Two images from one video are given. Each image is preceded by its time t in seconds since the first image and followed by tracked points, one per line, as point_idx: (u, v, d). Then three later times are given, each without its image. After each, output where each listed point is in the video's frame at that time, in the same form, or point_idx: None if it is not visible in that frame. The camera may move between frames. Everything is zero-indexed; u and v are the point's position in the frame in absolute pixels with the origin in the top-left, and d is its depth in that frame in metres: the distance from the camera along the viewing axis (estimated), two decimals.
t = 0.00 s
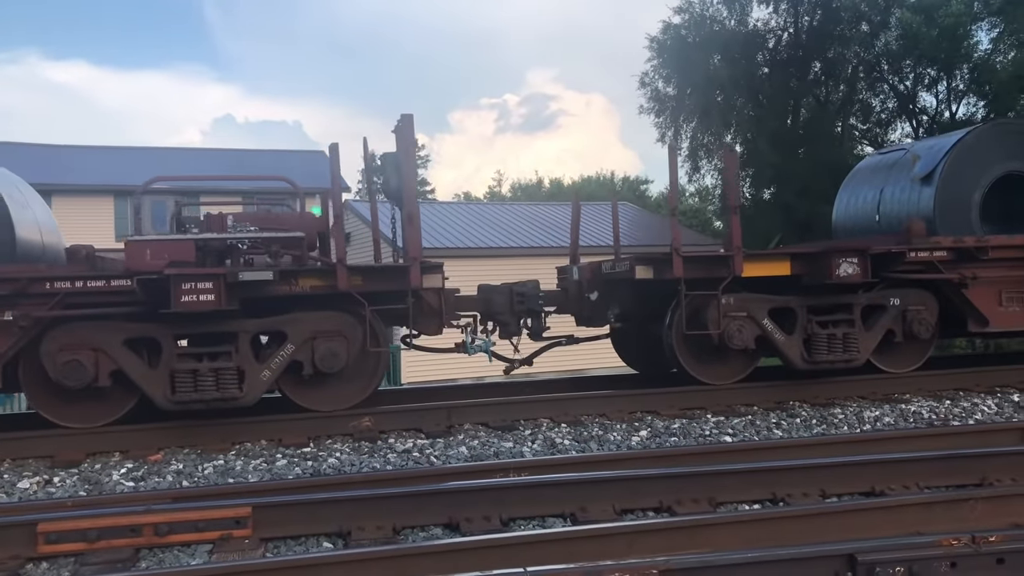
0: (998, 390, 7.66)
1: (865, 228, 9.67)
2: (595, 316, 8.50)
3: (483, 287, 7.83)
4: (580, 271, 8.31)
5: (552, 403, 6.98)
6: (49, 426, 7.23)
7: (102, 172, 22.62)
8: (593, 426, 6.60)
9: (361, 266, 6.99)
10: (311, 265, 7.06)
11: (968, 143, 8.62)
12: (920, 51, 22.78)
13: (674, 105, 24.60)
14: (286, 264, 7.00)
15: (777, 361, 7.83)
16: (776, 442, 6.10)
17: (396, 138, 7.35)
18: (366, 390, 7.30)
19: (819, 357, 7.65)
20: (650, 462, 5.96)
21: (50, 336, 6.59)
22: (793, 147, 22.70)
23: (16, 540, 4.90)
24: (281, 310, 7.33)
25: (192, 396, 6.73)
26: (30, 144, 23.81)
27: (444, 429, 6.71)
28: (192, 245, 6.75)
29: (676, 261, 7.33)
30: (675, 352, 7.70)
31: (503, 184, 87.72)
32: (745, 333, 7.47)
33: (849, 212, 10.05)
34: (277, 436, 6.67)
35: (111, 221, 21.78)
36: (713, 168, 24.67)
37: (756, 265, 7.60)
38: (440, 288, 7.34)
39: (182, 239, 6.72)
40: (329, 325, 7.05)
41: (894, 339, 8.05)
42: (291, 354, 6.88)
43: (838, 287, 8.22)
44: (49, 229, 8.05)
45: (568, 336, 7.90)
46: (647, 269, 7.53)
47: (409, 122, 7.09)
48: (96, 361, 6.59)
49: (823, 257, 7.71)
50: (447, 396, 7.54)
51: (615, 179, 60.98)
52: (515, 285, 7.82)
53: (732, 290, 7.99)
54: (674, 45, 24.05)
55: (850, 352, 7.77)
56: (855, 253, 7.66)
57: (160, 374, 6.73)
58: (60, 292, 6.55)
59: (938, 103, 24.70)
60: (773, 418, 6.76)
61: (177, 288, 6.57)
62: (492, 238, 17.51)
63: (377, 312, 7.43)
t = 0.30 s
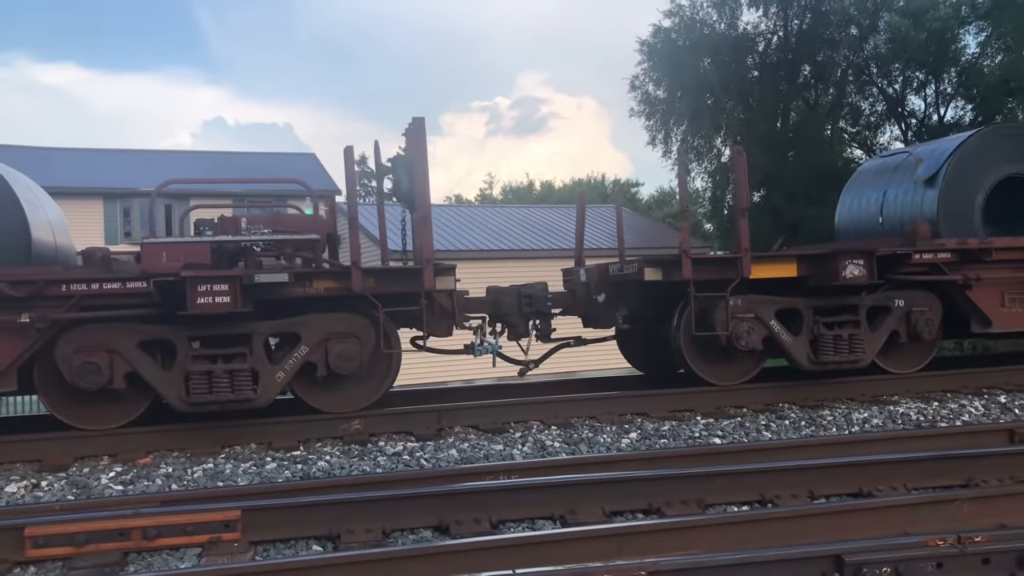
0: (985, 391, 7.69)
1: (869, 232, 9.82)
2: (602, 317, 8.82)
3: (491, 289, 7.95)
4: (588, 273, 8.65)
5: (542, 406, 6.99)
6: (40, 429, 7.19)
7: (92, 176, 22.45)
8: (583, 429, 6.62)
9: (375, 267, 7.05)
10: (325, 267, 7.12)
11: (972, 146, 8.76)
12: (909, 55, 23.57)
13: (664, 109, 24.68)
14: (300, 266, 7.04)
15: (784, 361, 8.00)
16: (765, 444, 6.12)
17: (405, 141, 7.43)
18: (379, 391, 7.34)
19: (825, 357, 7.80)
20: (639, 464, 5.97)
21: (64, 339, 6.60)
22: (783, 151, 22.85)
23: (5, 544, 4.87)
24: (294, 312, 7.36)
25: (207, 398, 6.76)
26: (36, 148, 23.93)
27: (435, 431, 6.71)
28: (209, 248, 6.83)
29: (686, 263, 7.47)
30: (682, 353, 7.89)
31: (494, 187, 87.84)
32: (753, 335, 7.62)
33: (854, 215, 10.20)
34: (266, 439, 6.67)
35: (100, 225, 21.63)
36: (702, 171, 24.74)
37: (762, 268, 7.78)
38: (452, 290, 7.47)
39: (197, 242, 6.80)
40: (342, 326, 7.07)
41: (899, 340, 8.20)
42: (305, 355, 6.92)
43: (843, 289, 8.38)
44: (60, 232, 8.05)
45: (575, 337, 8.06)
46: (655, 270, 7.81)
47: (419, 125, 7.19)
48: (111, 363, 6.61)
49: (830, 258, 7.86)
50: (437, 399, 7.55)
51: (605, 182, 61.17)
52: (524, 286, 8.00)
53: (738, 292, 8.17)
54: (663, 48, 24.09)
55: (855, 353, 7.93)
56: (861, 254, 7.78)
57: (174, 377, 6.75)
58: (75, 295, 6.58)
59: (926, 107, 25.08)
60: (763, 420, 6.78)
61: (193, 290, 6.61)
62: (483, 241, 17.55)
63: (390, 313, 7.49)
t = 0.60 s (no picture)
0: (965, 390, 7.76)
1: (864, 231, 10.02)
2: (603, 316, 8.86)
3: (491, 289, 8.00)
4: (590, 273, 8.69)
5: (527, 405, 7.00)
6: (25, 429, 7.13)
7: (74, 175, 22.21)
8: (568, 428, 6.63)
9: (380, 266, 7.10)
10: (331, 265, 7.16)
11: (967, 146, 8.91)
12: (893, 57, 23.90)
13: (651, 109, 24.73)
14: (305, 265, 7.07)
15: (783, 360, 8.13)
16: (749, 443, 6.15)
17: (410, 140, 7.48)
18: (381, 390, 7.37)
19: (824, 356, 7.92)
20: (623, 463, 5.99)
21: (69, 336, 6.59)
22: (768, 151, 22.94)
23: None
24: (299, 310, 7.39)
25: (212, 396, 6.76)
26: (32, 147, 23.92)
27: (420, 431, 6.71)
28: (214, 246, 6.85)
29: (687, 262, 7.59)
30: (682, 351, 7.99)
31: (480, 187, 87.97)
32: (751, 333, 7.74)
33: (849, 215, 10.39)
34: (250, 438, 6.66)
35: (83, 223, 21.41)
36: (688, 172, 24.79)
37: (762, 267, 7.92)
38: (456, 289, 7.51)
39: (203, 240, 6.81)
40: (346, 325, 7.10)
41: (896, 339, 8.36)
42: (309, 354, 6.94)
43: (842, 289, 8.51)
44: (62, 231, 8.01)
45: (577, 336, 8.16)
46: (657, 269, 7.85)
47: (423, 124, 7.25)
48: (116, 361, 6.61)
49: (829, 257, 8.02)
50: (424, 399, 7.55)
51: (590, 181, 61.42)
52: (525, 286, 8.04)
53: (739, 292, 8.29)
54: (650, 49, 24.21)
55: (853, 352, 8.07)
56: (860, 254, 7.93)
57: (179, 374, 6.75)
58: (81, 292, 6.55)
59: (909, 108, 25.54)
60: (746, 419, 6.81)
61: (198, 288, 6.63)
62: (469, 240, 17.56)
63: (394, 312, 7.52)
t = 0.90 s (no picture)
0: (946, 386, 7.83)
1: (859, 228, 10.18)
2: (603, 312, 8.94)
3: (492, 285, 8.04)
4: (589, 268, 8.83)
5: (512, 401, 7.01)
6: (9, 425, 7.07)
7: (55, 171, 21.93)
8: (553, 424, 6.64)
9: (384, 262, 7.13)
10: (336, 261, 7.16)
11: (961, 146, 9.09)
12: (877, 55, 24.24)
13: (637, 106, 24.69)
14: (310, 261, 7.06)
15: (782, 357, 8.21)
16: (733, 439, 6.18)
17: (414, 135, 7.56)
18: (383, 386, 7.42)
19: (822, 352, 8.00)
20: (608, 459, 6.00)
21: (73, 331, 6.55)
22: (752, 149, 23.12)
23: None
24: (303, 306, 7.41)
25: (217, 392, 6.75)
26: (24, 142, 23.85)
27: (405, 428, 6.72)
28: (219, 241, 6.84)
29: (688, 260, 7.68)
30: (681, 348, 8.06)
31: (467, 184, 88.00)
32: (751, 329, 7.82)
33: (844, 213, 10.53)
34: (234, 435, 6.64)
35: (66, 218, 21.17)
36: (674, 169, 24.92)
37: (762, 264, 8.00)
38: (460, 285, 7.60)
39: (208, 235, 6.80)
40: (350, 320, 7.13)
41: (893, 335, 8.49)
42: (313, 349, 6.97)
43: (838, 286, 8.61)
44: (64, 224, 7.96)
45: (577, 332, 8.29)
46: (658, 266, 7.89)
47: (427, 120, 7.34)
48: (121, 357, 6.57)
49: (827, 254, 8.18)
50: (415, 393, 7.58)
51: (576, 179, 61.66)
52: (525, 282, 8.09)
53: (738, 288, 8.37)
54: (636, 47, 24.15)
55: (850, 348, 8.17)
56: (857, 250, 8.13)
57: (183, 370, 6.73)
58: (86, 288, 6.54)
59: (892, 107, 25.95)
60: (731, 415, 6.85)
61: (204, 283, 6.61)
62: (457, 237, 17.57)
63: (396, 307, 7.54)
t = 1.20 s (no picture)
0: (925, 382, 7.91)
1: (848, 223, 10.27)
2: (598, 308, 9.00)
3: (488, 281, 8.17)
4: (583, 264, 8.91)
5: (494, 398, 7.02)
6: None
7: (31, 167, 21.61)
8: (535, 421, 6.65)
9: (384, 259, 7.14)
10: (335, 257, 7.18)
11: (950, 144, 9.22)
12: (857, 54, 24.46)
13: (619, 103, 24.68)
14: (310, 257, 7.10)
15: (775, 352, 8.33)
16: (714, 434, 6.21)
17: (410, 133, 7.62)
18: (382, 381, 7.46)
19: (814, 346, 8.13)
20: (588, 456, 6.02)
21: (72, 327, 6.61)
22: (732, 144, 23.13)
23: None
24: (302, 302, 7.46)
25: (217, 387, 6.82)
26: (15, 136, 23.76)
27: (386, 425, 6.71)
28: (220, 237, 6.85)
29: (684, 256, 7.76)
30: (676, 343, 8.15)
31: (450, 181, 87.83)
32: (746, 325, 7.93)
33: (833, 209, 10.62)
34: (214, 433, 6.62)
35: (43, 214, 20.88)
36: (655, 166, 24.90)
37: (754, 260, 8.10)
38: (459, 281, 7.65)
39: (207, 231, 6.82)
40: (349, 316, 7.17)
41: (883, 331, 8.61)
42: (312, 345, 7.02)
43: (829, 282, 8.73)
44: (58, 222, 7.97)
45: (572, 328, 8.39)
46: (653, 263, 7.90)
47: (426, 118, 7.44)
48: (120, 353, 6.64)
49: (820, 251, 8.30)
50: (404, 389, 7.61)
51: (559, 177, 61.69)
52: (521, 278, 8.23)
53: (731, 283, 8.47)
54: (618, 44, 24.10)
55: (841, 343, 8.30)
56: (850, 247, 8.21)
57: (183, 366, 6.79)
58: (84, 284, 6.58)
59: (873, 105, 26.25)
60: (710, 411, 6.88)
61: (203, 279, 6.66)
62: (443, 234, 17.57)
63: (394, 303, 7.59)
